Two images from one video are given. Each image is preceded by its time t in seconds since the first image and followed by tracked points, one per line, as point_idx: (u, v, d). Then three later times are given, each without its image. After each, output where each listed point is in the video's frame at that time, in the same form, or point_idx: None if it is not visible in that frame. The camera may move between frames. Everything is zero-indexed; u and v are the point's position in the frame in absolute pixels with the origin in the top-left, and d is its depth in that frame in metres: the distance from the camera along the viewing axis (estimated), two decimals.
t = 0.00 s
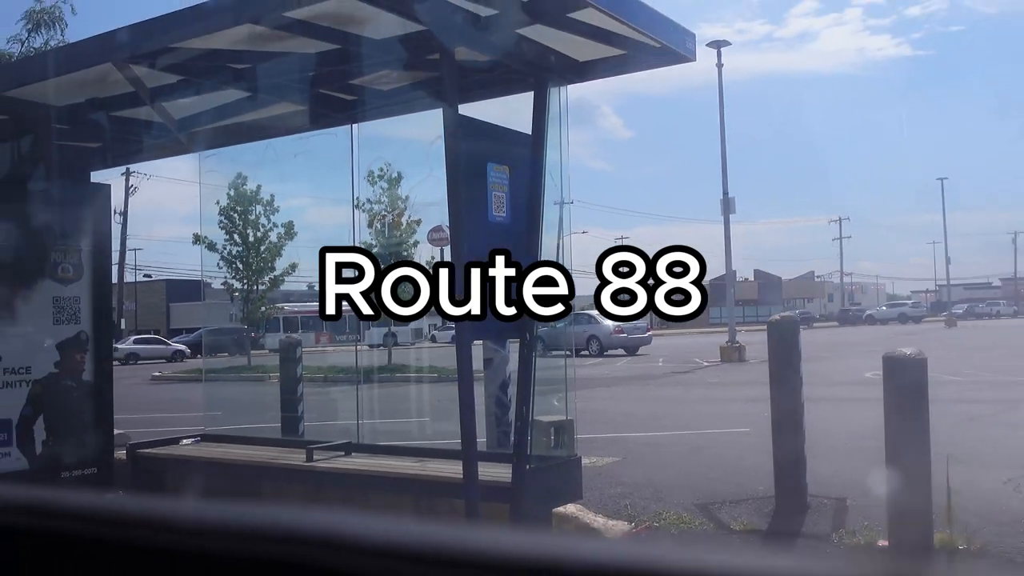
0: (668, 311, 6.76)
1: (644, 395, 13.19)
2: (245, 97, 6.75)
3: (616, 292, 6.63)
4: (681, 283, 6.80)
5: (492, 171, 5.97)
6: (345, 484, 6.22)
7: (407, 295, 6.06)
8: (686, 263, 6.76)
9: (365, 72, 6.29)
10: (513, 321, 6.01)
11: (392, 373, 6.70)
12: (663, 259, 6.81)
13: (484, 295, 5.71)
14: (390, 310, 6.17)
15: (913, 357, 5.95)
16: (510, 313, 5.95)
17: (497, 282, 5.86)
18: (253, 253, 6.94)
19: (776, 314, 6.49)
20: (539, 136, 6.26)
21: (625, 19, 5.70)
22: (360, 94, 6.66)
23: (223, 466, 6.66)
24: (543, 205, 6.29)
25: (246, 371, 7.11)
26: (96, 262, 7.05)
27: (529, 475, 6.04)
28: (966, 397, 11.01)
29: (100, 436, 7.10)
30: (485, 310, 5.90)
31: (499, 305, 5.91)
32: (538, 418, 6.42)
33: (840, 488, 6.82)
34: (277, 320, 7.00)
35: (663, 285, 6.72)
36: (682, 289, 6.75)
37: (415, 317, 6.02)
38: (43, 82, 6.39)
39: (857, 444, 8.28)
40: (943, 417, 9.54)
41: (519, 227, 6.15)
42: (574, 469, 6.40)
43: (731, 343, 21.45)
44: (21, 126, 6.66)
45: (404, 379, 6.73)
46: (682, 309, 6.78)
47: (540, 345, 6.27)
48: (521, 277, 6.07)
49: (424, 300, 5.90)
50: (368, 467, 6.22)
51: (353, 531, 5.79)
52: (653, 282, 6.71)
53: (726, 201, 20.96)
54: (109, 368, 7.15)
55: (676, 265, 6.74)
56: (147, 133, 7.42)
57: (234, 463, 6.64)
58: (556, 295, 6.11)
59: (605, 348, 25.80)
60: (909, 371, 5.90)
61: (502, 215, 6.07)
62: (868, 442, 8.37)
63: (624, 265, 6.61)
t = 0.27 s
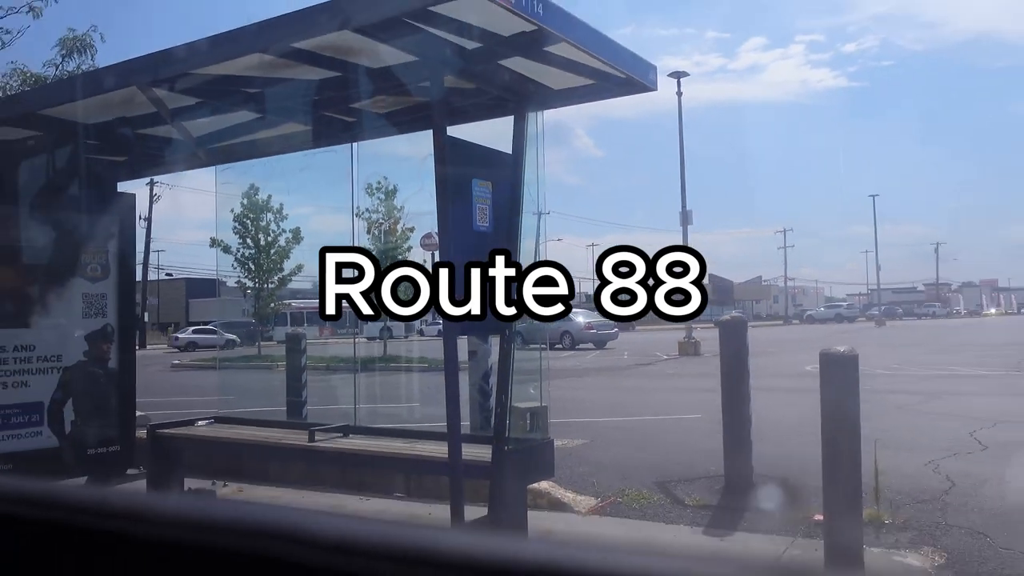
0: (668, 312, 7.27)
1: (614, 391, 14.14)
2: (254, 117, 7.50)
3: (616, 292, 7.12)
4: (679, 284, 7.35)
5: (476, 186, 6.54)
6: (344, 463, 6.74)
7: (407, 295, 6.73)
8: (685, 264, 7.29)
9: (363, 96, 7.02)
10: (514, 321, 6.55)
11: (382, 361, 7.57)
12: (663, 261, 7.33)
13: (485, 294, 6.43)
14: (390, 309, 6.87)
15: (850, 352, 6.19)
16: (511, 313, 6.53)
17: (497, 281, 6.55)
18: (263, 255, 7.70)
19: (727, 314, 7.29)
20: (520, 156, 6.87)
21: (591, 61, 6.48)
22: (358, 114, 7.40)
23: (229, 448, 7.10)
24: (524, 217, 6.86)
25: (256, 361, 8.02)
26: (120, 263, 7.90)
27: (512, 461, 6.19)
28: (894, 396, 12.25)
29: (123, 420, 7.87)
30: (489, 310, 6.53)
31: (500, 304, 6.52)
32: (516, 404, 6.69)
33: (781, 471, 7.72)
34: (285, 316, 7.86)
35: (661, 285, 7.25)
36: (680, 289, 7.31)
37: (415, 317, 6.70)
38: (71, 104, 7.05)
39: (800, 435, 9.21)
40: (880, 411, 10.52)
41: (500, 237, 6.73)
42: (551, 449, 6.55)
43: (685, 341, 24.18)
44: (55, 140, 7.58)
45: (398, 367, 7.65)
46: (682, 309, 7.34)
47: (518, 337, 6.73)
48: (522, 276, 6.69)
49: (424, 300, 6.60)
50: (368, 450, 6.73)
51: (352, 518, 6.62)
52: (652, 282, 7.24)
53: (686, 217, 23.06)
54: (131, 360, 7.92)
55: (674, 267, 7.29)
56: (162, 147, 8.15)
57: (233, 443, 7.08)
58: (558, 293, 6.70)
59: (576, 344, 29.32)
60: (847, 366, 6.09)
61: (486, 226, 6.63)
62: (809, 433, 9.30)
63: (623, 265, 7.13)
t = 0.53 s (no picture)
0: (668, 311, 7.75)
1: (589, 381, 15.14)
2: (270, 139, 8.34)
3: (616, 292, 7.58)
4: (681, 283, 7.72)
5: (466, 200, 7.17)
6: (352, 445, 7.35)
7: (406, 295, 7.59)
8: (686, 265, 7.64)
9: (366, 121, 7.79)
10: (514, 319, 7.32)
11: (382, 356, 8.45)
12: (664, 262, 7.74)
13: (484, 294, 7.14)
14: (390, 309, 7.70)
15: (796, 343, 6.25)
16: (511, 311, 7.27)
17: (497, 280, 7.29)
18: (276, 262, 8.61)
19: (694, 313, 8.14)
20: (505, 172, 7.54)
21: (568, 102, 7.35)
22: (363, 136, 8.30)
23: (248, 432, 7.97)
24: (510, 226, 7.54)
25: (271, 357, 8.96)
26: (149, 272, 8.88)
27: (499, 444, 6.82)
28: (836, 382, 13.47)
29: (154, 410, 8.82)
30: (487, 309, 7.24)
31: (500, 303, 7.24)
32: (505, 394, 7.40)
33: (740, 448, 8.68)
34: (297, 317, 8.83)
35: (662, 285, 7.65)
36: (681, 289, 7.71)
37: (414, 317, 7.48)
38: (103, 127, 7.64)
39: (757, 419, 10.20)
40: (830, 397, 11.57)
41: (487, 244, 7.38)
42: (535, 432, 7.24)
43: (653, 335, 25.60)
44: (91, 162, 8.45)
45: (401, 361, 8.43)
46: (682, 306, 7.83)
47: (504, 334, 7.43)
48: (522, 277, 7.45)
49: (426, 297, 7.34)
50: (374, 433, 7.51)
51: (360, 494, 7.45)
52: (653, 283, 7.63)
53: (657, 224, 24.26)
54: (159, 356, 8.86)
55: (676, 266, 7.65)
56: (182, 165, 8.97)
57: (252, 429, 7.98)
58: (555, 293, 7.59)
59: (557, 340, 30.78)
60: (794, 358, 6.20)
61: (475, 234, 7.25)
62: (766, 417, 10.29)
63: (623, 265, 7.61)
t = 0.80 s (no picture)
0: (670, 312, 7.76)
1: (580, 378, 15.17)
2: (262, 137, 8.29)
3: (616, 292, 7.58)
4: (681, 283, 7.71)
5: (459, 198, 7.12)
6: (344, 444, 7.31)
7: (406, 296, 7.36)
8: (686, 264, 7.64)
9: (359, 119, 7.75)
10: (513, 319, 7.27)
11: (373, 352, 8.50)
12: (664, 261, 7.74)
13: (484, 294, 7.09)
14: (390, 309, 7.43)
15: (790, 340, 6.19)
16: (511, 311, 7.22)
17: (497, 280, 7.24)
18: (269, 259, 8.66)
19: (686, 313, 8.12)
20: (496, 170, 7.48)
21: (560, 100, 7.34)
22: (356, 134, 8.22)
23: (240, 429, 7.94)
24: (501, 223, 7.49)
25: (263, 353, 9.00)
26: (140, 269, 8.85)
27: (493, 440, 6.75)
28: (824, 378, 13.55)
29: (146, 408, 8.79)
30: (487, 309, 7.18)
31: (500, 303, 7.18)
32: (497, 390, 7.38)
33: (732, 446, 8.69)
34: (288, 313, 8.87)
35: (662, 285, 7.65)
36: (681, 289, 7.69)
37: (415, 316, 7.18)
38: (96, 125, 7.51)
39: (748, 417, 10.23)
40: (820, 394, 11.62)
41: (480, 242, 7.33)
42: (528, 429, 7.28)
43: (646, 331, 25.64)
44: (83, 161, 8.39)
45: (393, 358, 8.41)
46: (682, 306, 7.82)
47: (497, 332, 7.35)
48: (522, 276, 7.41)
49: (424, 300, 7.07)
50: (369, 431, 7.41)
51: (352, 493, 7.40)
52: (653, 282, 7.64)
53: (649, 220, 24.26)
54: (151, 353, 8.83)
55: (676, 266, 7.64)
56: (174, 163, 8.90)
57: (242, 427, 7.92)
58: (555, 293, 7.65)
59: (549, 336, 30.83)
60: (786, 356, 6.09)
61: (467, 232, 7.21)
62: (757, 415, 10.32)
63: (623, 265, 7.59)
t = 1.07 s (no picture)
0: (670, 312, 7.74)
1: (576, 376, 15.21)
2: (257, 137, 8.26)
3: (616, 291, 7.63)
4: (681, 283, 7.69)
5: (455, 197, 7.07)
6: (341, 444, 7.31)
7: (405, 296, 7.30)
8: (686, 264, 7.63)
9: (355, 118, 7.74)
10: (514, 319, 7.35)
11: (371, 352, 8.53)
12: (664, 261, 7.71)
13: (484, 294, 7.09)
14: (391, 309, 7.38)
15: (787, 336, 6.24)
16: (511, 311, 7.30)
17: (497, 280, 7.27)
18: (264, 260, 8.65)
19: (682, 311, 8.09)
20: (492, 168, 7.47)
21: (555, 97, 7.34)
22: (351, 133, 8.20)
23: (240, 430, 7.92)
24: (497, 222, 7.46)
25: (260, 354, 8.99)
26: (136, 271, 8.82)
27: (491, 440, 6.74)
28: (819, 374, 13.59)
29: (143, 409, 8.74)
30: (487, 309, 7.22)
31: (500, 304, 7.26)
32: (495, 389, 7.28)
33: (729, 443, 8.72)
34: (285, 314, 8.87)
35: (662, 285, 7.67)
36: (681, 289, 7.68)
37: (415, 316, 7.11)
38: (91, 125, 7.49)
39: (744, 414, 10.26)
40: (816, 391, 11.65)
41: (477, 240, 7.27)
42: (525, 427, 7.23)
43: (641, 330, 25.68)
44: (77, 164, 8.39)
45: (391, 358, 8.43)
46: (682, 306, 7.79)
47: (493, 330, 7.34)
48: (522, 276, 7.46)
49: (424, 300, 6.96)
50: (368, 431, 7.39)
51: (350, 492, 7.38)
52: (653, 282, 7.66)
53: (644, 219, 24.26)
54: (148, 355, 8.79)
55: (676, 265, 7.64)
56: (169, 163, 8.88)
57: (242, 428, 7.91)
58: (555, 292, 7.68)
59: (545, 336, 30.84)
60: (784, 352, 6.13)
61: (464, 231, 7.14)
62: (754, 412, 10.35)
63: (623, 265, 7.60)
